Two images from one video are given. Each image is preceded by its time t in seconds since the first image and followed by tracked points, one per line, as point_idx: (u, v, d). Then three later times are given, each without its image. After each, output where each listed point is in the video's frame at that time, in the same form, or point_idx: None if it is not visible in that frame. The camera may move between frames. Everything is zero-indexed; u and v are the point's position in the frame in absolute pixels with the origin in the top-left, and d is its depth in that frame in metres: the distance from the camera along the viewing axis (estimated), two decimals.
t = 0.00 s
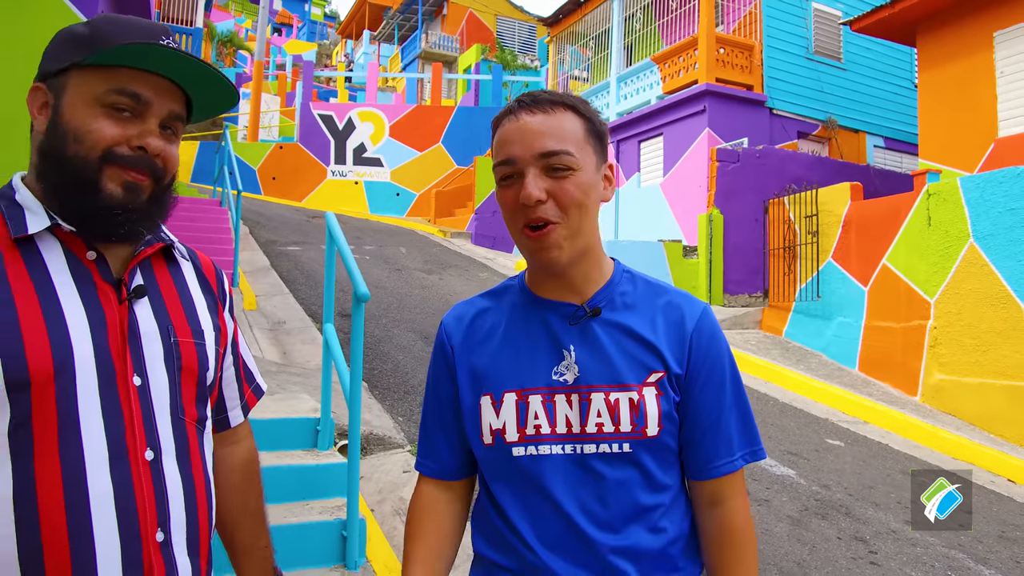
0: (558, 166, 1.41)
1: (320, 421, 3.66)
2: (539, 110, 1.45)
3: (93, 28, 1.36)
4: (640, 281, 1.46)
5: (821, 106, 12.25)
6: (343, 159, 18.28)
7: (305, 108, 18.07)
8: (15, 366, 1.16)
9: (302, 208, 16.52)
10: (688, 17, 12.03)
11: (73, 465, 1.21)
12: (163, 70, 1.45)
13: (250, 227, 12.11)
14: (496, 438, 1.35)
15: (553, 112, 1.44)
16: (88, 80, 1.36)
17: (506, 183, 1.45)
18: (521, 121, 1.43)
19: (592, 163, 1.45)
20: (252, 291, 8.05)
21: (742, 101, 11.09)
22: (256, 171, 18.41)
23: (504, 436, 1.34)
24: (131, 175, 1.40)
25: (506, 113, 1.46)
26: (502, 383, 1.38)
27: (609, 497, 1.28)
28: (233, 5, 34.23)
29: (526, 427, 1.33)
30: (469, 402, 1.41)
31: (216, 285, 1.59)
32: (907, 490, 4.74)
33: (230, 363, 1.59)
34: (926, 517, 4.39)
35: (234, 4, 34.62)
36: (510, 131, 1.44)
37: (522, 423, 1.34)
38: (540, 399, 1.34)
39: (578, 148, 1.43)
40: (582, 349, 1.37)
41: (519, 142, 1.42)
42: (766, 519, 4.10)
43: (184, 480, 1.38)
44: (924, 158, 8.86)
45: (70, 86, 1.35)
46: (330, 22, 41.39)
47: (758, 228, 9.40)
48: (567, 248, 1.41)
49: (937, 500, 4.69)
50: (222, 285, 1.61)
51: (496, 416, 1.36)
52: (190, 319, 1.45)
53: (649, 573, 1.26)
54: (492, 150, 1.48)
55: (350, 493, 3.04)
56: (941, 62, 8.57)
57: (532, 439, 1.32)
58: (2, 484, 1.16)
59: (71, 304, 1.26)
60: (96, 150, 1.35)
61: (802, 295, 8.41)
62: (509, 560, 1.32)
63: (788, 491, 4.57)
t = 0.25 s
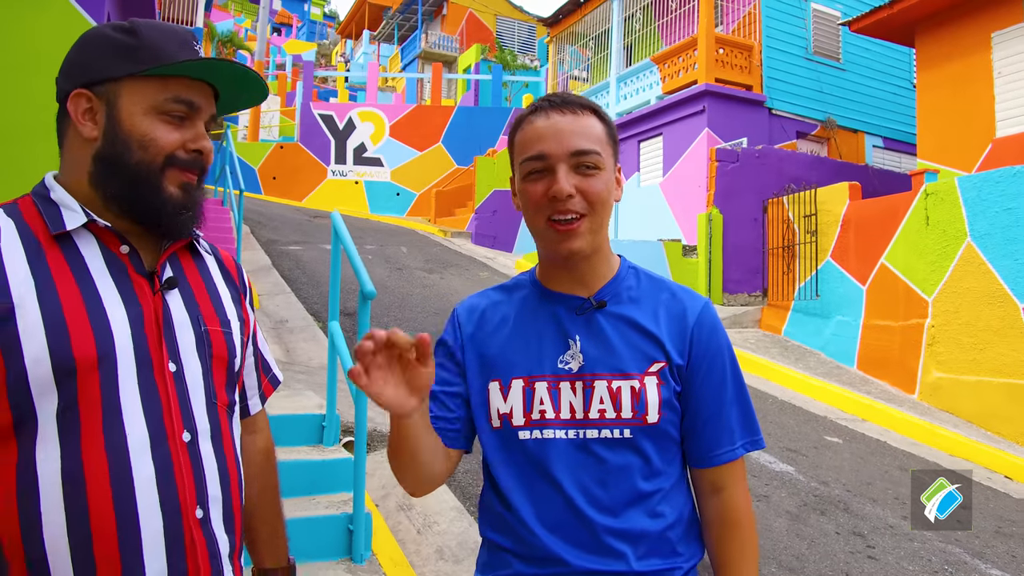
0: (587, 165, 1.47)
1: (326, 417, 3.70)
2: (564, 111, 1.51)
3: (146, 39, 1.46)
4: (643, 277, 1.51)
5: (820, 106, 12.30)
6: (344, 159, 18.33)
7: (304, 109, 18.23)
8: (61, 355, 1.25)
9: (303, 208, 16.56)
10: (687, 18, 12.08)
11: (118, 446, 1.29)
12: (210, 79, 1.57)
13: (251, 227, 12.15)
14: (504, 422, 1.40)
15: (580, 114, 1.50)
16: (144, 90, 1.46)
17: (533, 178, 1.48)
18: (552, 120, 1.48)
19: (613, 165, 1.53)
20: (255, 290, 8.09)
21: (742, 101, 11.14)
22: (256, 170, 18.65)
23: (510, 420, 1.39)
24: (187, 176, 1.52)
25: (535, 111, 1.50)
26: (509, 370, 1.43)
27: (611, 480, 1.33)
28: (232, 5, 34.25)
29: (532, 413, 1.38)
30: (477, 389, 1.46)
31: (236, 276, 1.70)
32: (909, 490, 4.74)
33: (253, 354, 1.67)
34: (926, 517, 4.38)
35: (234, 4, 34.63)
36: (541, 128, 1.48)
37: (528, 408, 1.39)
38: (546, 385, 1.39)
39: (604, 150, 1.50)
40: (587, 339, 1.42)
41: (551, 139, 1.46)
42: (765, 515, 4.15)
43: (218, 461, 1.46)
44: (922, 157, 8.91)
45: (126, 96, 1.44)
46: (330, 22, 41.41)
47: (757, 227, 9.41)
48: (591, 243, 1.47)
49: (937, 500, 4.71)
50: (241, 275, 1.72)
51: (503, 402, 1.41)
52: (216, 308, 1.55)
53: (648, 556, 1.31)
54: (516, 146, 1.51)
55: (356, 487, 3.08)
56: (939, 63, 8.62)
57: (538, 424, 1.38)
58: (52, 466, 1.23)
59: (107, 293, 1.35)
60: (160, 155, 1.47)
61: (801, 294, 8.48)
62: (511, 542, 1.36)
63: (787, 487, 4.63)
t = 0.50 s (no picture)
0: (601, 161, 1.51)
1: (329, 414, 3.74)
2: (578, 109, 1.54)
3: (154, 39, 1.49)
4: (640, 273, 1.56)
5: (818, 106, 12.34)
6: (343, 159, 18.36)
7: (304, 109, 18.25)
8: (85, 343, 1.31)
9: (302, 208, 16.59)
10: (687, 18, 12.11)
11: (141, 430, 1.35)
12: (218, 75, 1.61)
13: (251, 227, 12.17)
14: (507, 411, 1.43)
15: (595, 113, 1.54)
16: (157, 89, 1.50)
17: (550, 170, 1.50)
18: (569, 116, 1.51)
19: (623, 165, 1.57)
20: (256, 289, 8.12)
21: (741, 101, 11.18)
22: (256, 170, 18.67)
23: (514, 410, 1.42)
24: (200, 171, 1.57)
25: (551, 107, 1.53)
26: (513, 361, 1.46)
27: (612, 467, 1.36)
28: (232, 6, 34.24)
29: (535, 402, 1.41)
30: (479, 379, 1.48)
31: (243, 268, 1.77)
32: (908, 488, 4.75)
33: (259, 344, 1.74)
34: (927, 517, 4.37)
35: (233, 4, 34.63)
36: (559, 123, 1.50)
37: (531, 398, 1.42)
38: (549, 375, 1.43)
39: (617, 149, 1.54)
40: (589, 331, 1.46)
41: (568, 134, 1.49)
42: (764, 511, 4.19)
43: (234, 446, 1.53)
44: (920, 157, 8.95)
45: (139, 96, 1.48)
46: (329, 22, 41.42)
47: (756, 227, 9.47)
48: (601, 237, 1.50)
49: (937, 500, 4.67)
50: (248, 268, 1.78)
51: (506, 391, 1.44)
52: (227, 299, 1.62)
53: (647, 539, 1.35)
54: (531, 140, 1.54)
55: (359, 483, 3.12)
56: (937, 63, 8.67)
57: (541, 413, 1.41)
58: (79, 449, 1.29)
59: (126, 284, 1.41)
60: (175, 152, 1.51)
61: (799, 294, 8.51)
62: (513, 530, 1.38)
63: (786, 484, 4.66)
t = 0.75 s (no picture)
0: (597, 156, 1.54)
1: (332, 413, 3.76)
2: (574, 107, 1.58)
3: (161, 39, 1.51)
4: (639, 269, 1.59)
5: (818, 106, 12.37)
6: (344, 159, 18.39)
7: (305, 108, 18.25)
8: (99, 340, 1.33)
9: (303, 207, 16.61)
10: (687, 18, 12.13)
11: (154, 424, 1.38)
12: (223, 71, 1.61)
13: (252, 227, 12.19)
14: (516, 409, 1.41)
15: (590, 110, 1.57)
16: (166, 88, 1.52)
17: (547, 168, 1.54)
18: (563, 115, 1.55)
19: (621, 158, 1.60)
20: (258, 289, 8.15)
21: (741, 101, 11.20)
22: (256, 170, 18.64)
23: (523, 406, 1.41)
24: (210, 168, 1.59)
25: (547, 107, 1.57)
26: (519, 358, 1.45)
27: (619, 461, 1.39)
28: (232, 6, 34.25)
29: (544, 398, 1.41)
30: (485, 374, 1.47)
31: (250, 264, 1.80)
32: (907, 488, 4.75)
33: (267, 338, 1.82)
34: (926, 517, 4.38)
35: (233, 4, 34.64)
36: (554, 121, 1.54)
37: (540, 394, 1.41)
38: (558, 372, 1.43)
39: (612, 143, 1.57)
40: (594, 328, 1.47)
41: (564, 131, 1.53)
42: (764, 509, 4.21)
43: (242, 441, 1.55)
44: (920, 156, 8.97)
45: (149, 96, 1.50)
46: (329, 22, 41.43)
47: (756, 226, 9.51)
48: (600, 229, 1.53)
49: (936, 500, 4.68)
50: (256, 264, 1.82)
51: (514, 388, 1.42)
52: (235, 296, 1.65)
53: (653, 529, 1.38)
54: (529, 140, 1.58)
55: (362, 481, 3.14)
56: (937, 63, 8.69)
57: (550, 409, 1.41)
58: (93, 443, 1.32)
59: (139, 281, 1.44)
60: (185, 150, 1.53)
61: (799, 293, 8.53)
62: (520, 524, 1.39)
63: (786, 482, 4.69)
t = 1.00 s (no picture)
0: (583, 153, 1.55)
1: (335, 412, 3.78)
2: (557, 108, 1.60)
3: (175, 44, 1.53)
4: (636, 263, 1.61)
5: (821, 106, 12.35)
6: (346, 159, 18.41)
7: (308, 108, 18.26)
8: (108, 341, 1.34)
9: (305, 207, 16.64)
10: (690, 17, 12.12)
11: (164, 425, 1.39)
12: (232, 72, 1.60)
13: (254, 226, 12.21)
14: (528, 416, 1.43)
15: (574, 109, 1.58)
16: (180, 95, 1.53)
17: (534, 170, 1.56)
18: (547, 115, 1.56)
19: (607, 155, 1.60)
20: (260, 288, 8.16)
21: (743, 100, 11.20)
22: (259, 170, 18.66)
23: (535, 413, 1.43)
24: (223, 174, 1.61)
25: (530, 109, 1.59)
26: (528, 365, 1.46)
27: (634, 454, 1.40)
28: (234, 5, 34.24)
29: (556, 403, 1.43)
30: (494, 384, 1.48)
31: (261, 265, 1.83)
32: (907, 489, 4.73)
33: (277, 336, 1.87)
34: (926, 517, 4.37)
35: (235, 5, 34.65)
36: (538, 123, 1.56)
37: (551, 400, 1.43)
38: (567, 375, 1.44)
39: (597, 139, 1.57)
40: (599, 328, 1.49)
41: (548, 132, 1.54)
42: (767, 508, 4.22)
43: (249, 441, 1.57)
44: (922, 156, 8.96)
45: (164, 102, 1.52)
46: (331, 22, 41.47)
47: (758, 226, 9.52)
48: (590, 227, 1.54)
49: (937, 500, 4.67)
50: (266, 263, 1.85)
51: (525, 397, 1.44)
52: (244, 298, 1.68)
53: (675, 517, 1.40)
54: (515, 144, 1.59)
55: (367, 480, 3.15)
56: (939, 62, 8.68)
57: (563, 413, 1.43)
58: (104, 439, 1.33)
59: (150, 284, 1.45)
60: (199, 156, 1.55)
61: (802, 292, 8.52)
62: (542, 525, 1.41)
63: (789, 482, 4.69)
